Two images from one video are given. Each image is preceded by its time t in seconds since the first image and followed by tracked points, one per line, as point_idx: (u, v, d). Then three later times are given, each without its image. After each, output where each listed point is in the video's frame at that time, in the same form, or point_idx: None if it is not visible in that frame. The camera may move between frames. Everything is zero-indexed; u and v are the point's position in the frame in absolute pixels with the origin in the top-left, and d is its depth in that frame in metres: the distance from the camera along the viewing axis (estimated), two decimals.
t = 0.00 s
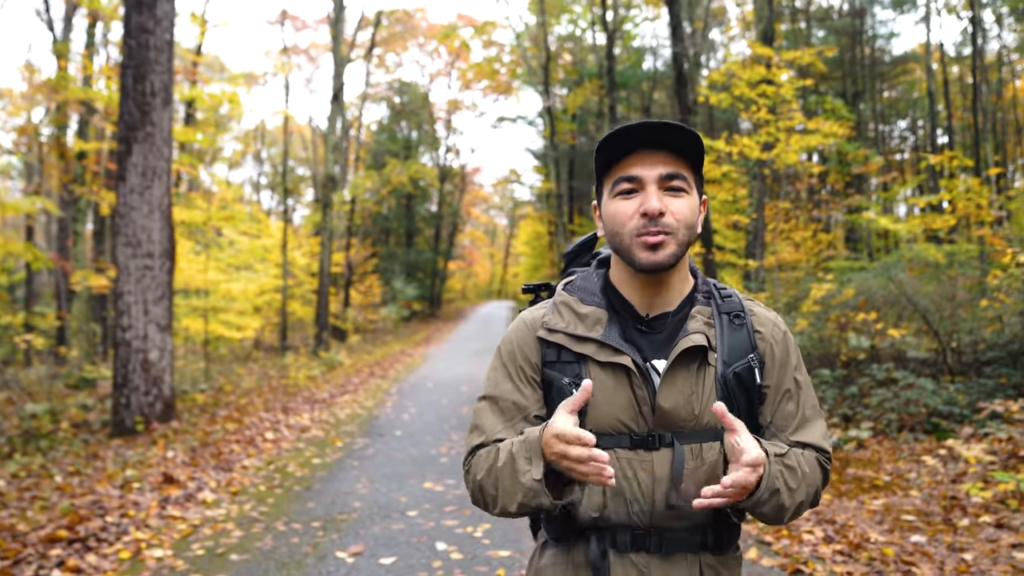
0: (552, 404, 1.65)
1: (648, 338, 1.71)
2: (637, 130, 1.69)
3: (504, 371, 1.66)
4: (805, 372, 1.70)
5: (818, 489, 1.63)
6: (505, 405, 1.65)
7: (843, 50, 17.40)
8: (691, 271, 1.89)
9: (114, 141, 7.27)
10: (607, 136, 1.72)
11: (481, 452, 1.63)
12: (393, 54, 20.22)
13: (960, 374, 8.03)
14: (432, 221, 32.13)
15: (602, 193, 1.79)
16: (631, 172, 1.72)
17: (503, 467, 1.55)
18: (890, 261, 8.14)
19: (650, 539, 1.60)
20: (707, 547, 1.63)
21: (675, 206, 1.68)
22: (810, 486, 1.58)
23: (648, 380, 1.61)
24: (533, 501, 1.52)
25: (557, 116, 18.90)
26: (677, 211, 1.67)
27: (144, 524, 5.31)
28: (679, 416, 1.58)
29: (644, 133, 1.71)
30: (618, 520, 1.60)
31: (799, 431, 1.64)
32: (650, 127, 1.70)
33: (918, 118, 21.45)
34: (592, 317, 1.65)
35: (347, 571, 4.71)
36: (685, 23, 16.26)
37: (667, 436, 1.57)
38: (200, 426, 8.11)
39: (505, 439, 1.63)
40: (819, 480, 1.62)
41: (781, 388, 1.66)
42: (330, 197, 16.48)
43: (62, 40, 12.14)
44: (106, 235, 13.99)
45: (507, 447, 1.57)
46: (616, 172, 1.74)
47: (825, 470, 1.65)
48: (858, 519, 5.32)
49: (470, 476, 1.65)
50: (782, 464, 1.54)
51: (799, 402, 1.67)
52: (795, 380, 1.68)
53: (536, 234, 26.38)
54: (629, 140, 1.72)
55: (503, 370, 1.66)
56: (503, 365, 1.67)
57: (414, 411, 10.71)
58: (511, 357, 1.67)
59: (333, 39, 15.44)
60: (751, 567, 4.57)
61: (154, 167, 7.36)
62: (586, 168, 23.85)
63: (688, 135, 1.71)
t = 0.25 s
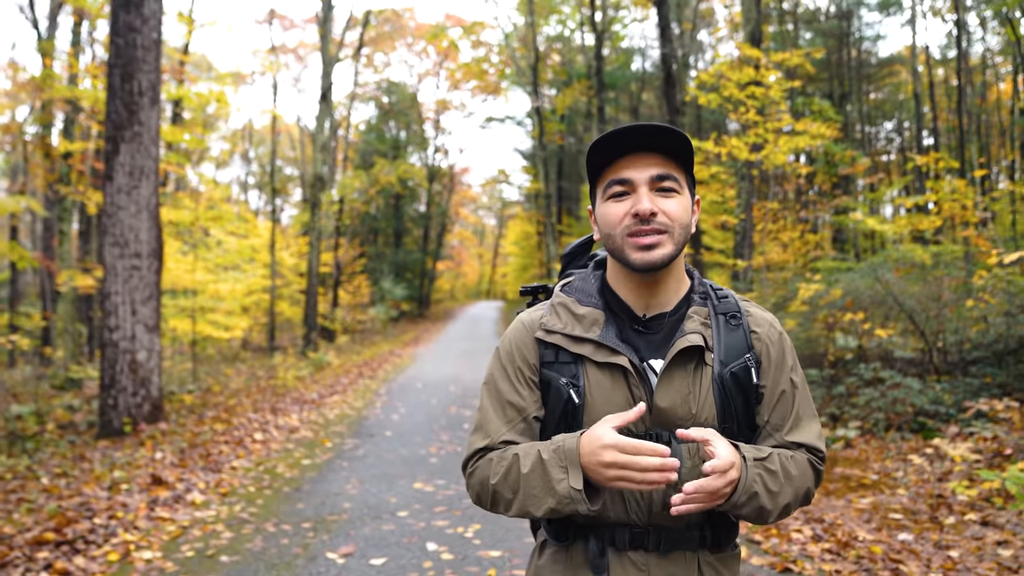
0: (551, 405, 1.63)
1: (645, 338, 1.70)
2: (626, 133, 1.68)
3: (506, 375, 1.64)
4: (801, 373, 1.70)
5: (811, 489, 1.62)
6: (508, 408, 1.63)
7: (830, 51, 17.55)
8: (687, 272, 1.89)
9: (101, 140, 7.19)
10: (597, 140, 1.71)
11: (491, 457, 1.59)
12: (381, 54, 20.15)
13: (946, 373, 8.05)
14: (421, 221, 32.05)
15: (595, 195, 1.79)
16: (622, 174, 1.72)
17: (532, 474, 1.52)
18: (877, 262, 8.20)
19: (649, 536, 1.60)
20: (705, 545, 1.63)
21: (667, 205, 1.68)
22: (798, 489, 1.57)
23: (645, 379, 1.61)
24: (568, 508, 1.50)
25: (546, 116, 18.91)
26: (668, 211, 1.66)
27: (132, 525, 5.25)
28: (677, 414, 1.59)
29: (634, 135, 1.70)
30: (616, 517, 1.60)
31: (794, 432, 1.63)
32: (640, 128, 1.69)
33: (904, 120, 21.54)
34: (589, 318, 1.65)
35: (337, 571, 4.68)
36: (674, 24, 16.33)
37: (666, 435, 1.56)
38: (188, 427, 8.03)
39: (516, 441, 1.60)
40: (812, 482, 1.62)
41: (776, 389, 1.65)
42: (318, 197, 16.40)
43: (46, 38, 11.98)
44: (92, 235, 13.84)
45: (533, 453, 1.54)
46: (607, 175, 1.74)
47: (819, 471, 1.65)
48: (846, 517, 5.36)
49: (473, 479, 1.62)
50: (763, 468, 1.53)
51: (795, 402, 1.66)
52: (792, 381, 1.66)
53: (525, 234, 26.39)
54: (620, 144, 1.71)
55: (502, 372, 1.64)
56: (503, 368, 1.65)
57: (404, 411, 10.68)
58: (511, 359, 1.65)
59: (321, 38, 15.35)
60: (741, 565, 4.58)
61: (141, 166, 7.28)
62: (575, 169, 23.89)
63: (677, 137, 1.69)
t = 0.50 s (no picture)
0: (557, 404, 1.65)
1: (650, 338, 1.71)
2: (622, 139, 1.71)
3: (516, 376, 1.66)
4: (807, 373, 1.69)
5: (815, 489, 1.62)
6: (519, 409, 1.65)
7: (819, 53, 17.73)
8: (693, 272, 1.89)
9: (89, 140, 7.14)
10: (594, 148, 1.74)
11: (505, 459, 1.61)
12: (371, 54, 20.11)
13: (933, 373, 8.14)
14: (411, 221, 32.01)
15: (595, 201, 1.82)
16: (621, 180, 1.74)
17: (553, 481, 1.55)
18: (865, 263, 8.37)
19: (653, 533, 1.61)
20: (708, 543, 1.64)
21: (666, 208, 1.70)
22: (795, 492, 1.58)
23: (649, 379, 1.62)
24: (591, 517, 1.53)
25: (536, 116, 18.94)
26: (667, 213, 1.69)
27: (122, 527, 5.21)
28: (681, 415, 1.60)
29: (631, 141, 1.72)
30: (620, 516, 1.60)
31: (798, 432, 1.63)
32: (635, 134, 1.71)
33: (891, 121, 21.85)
34: (594, 318, 1.67)
35: (329, 572, 4.67)
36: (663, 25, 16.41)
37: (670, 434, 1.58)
38: (177, 428, 7.98)
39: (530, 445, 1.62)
40: (814, 483, 1.61)
41: (781, 389, 1.64)
42: (308, 197, 16.34)
43: (32, 36, 11.86)
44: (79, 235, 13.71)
45: (554, 460, 1.57)
46: (606, 181, 1.77)
47: (824, 472, 1.63)
48: (834, 516, 5.41)
49: (483, 478, 1.64)
50: (747, 473, 1.53)
51: (800, 402, 1.65)
52: (797, 381, 1.66)
53: (515, 234, 26.42)
54: (616, 150, 1.73)
55: (511, 373, 1.67)
56: (512, 369, 1.67)
57: (394, 411, 10.66)
58: (519, 360, 1.68)
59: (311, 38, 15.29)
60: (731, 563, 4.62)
61: (130, 166, 7.23)
62: (565, 169, 23.94)
63: (672, 140, 1.71)
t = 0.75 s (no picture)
0: (565, 402, 1.61)
1: (659, 339, 1.66)
2: (630, 140, 1.66)
3: (525, 373, 1.63)
4: (816, 374, 1.65)
5: (823, 491, 1.59)
6: (527, 407, 1.62)
7: (809, 54, 17.80)
8: (703, 273, 1.84)
9: (79, 140, 7.05)
10: (601, 149, 1.69)
11: (512, 457, 1.59)
12: (363, 54, 20.02)
13: (923, 373, 8.10)
14: (402, 221, 31.93)
15: (604, 202, 1.77)
16: (630, 181, 1.69)
17: (559, 484, 1.53)
18: (855, 263, 8.40)
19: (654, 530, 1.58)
20: (714, 543, 1.61)
21: (675, 210, 1.65)
22: (802, 495, 1.56)
23: (657, 380, 1.58)
24: (593, 523, 1.52)
25: (527, 117, 18.91)
26: (675, 216, 1.63)
27: (113, 528, 5.15)
28: (686, 416, 1.56)
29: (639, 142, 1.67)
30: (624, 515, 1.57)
31: (807, 434, 1.60)
32: (642, 136, 1.66)
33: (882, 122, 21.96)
34: (604, 318, 1.62)
35: (322, 572, 4.63)
36: (654, 26, 16.42)
37: (675, 434, 1.55)
38: (168, 428, 7.90)
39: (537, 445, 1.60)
40: (823, 486, 1.58)
41: (788, 392, 1.61)
42: (299, 198, 16.27)
43: (20, 34, 11.74)
44: (68, 234, 13.58)
45: (560, 464, 1.55)
46: (615, 182, 1.72)
47: (834, 475, 1.60)
48: (828, 516, 5.40)
49: (490, 473, 1.62)
50: (750, 481, 1.52)
51: (808, 404, 1.62)
52: (805, 383, 1.62)
53: (506, 234, 26.39)
54: (624, 151, 1.68)
55: (520, 370, 1.63)
56: (521, 365, 1.64)
57: (386, 412, 10.62)
58: (529, 357, 1.64)
59: (302, 37, 15.21)
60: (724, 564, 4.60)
61: (120, 165, 7.15)
62: (557, 169, 23.94)
63: (681, 140, 1.65)
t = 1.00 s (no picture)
0: (574, 406, 1.63)
1: (667, 344, 1.67)
2: (645, 148, 1.65)
3: (535, 378, 1.65)
4: (823, 378, 1.66)
5: (828, 494, 1.61)
6: (538, 413, 1.64)
7: (801, 55, 17.91)
8: (712, 278, 1.85)
9: (71, 139, 7.02)
10: (616, 155, 1.69)
11: (523, 463, 1.62)
12: (355, 53, 19.99)
13: (914, 373, 8.14)
14: (394, 221, 31.89)
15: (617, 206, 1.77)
16: (643, 188, 1.69)
17: (569, 492, 1.56)
18: (848, 263, 8.52)
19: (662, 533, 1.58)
20: (722, 544, 1.62)
21: (686, 220, 1.64)
22: (807, 500, 1.57)
23: (664, 385, 1.59)
24: (602, 532, 1.55)
25: (520, 116, 18.93)
26: (686, 226, 1.63)
27: (105, 528, 5.14)
28: (693, 421, 1.57)
29: (655, 150, 1.66)
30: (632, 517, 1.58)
31: (813, 438, 1.61)
32: (658, 144, 1.65)
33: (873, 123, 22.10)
34: (612, 323, 1.64)
35: (315, 572, 4.63)
36: (646, 26, 16.48)
37: (682, 438, 1.56)
38: (160, 429, 7.87)
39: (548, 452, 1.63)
40: (828, 489, 1.60)
41: (794, 396, 1.62)
42: (291, 197, 16.23)
43: (10, 32, 11.66)
44: (59, 234, 13.50)
45: (571, 473, 1.58)
46: (628, 188, 1.72)
47: (839, 477, 1.62)
48: (819, 514, 5.46)
49: (502, 475, 1.66)
50: (755, 489, 1.52)
51: (814, 408, 1.63)
52: (812, 387, 1.63)
53: (499, 234, 26.41)
54: (639, 159, 1.68)
55: (531, 374, 1.66)
56: (533, 370, 1.66)
57: (379, 412, 10.61)
58: (539, 362, 1.66)
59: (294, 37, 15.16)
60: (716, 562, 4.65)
61: (113, 165, 7.13)
62: (549, 169, 23.98)
63: (697, 151, 1.64)
